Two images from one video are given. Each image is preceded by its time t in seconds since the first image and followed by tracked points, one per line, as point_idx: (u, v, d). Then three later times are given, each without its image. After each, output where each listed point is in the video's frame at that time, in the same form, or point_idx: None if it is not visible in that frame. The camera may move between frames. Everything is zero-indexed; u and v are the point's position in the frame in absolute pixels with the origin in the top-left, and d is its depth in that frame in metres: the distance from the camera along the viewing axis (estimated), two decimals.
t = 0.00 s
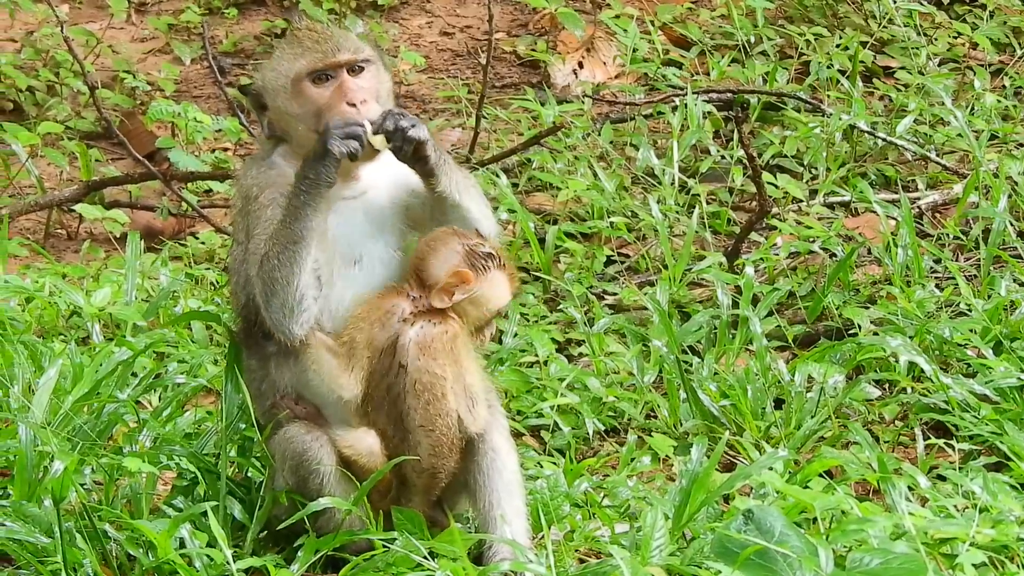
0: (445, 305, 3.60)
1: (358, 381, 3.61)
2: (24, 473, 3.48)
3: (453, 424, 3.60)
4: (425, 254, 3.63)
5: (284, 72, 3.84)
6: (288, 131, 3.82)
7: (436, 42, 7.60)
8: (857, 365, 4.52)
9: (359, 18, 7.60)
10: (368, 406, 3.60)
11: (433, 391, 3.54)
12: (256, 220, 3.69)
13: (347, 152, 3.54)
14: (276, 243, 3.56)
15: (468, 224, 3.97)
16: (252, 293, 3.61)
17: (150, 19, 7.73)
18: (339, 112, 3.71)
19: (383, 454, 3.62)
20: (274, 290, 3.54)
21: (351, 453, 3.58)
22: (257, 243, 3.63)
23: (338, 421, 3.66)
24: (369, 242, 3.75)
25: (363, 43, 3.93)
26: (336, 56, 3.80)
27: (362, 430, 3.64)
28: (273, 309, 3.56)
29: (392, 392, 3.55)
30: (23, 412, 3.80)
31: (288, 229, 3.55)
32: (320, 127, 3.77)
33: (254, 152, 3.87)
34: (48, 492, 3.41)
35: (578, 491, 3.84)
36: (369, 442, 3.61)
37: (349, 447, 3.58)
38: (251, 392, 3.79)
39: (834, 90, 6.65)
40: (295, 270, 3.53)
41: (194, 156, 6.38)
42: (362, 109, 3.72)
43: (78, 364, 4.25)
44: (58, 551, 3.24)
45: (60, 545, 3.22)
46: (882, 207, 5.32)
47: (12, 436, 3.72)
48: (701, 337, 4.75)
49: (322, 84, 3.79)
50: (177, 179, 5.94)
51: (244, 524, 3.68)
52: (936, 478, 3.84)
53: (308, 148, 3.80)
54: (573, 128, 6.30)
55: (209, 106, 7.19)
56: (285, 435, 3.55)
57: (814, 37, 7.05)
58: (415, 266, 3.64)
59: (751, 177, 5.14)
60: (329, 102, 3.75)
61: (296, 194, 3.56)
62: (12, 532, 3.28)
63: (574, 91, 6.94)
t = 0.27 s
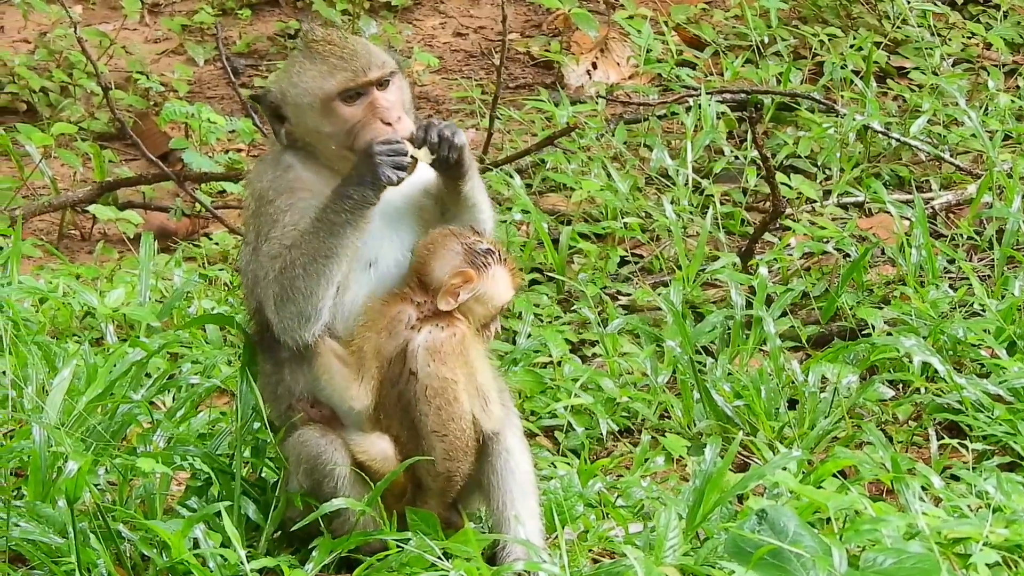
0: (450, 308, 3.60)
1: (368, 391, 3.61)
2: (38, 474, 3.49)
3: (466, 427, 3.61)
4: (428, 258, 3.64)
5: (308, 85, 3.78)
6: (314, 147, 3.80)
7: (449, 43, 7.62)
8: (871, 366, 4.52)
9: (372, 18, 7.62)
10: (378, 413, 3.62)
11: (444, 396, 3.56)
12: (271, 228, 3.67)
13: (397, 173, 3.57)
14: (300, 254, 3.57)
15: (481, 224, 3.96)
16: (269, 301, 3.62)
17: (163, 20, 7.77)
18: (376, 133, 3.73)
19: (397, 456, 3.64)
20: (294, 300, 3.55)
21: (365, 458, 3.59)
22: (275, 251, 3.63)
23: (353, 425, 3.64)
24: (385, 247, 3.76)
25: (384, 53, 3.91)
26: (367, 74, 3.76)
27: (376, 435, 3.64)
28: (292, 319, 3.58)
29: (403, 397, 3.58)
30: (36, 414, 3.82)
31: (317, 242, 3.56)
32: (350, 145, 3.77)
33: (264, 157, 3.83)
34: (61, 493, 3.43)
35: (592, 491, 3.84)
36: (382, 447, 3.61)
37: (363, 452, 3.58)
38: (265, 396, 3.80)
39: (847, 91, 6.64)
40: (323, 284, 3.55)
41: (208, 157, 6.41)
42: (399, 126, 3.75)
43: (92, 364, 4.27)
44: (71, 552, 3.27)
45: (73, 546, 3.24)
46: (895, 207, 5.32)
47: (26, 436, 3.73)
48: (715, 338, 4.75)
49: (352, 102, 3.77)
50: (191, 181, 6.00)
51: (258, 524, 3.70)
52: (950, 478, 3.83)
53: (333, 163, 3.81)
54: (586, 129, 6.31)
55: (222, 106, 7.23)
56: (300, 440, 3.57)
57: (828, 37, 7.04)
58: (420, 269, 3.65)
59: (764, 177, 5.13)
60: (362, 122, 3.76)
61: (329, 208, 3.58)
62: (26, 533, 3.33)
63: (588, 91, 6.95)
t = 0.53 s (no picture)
0: (457, 309, 3.60)
1: (378, 397, 3.63)
2: (48, 474, 3.47)
3: (478, 430, 3.62)
4: (433, 259, 3.66)
5: (326, 86, 3.79)
6: (329, 144, 3.80)
7: (460, 43, 7.63)
8: (882, 365, 4.52)
9: (382, 18, 7.64)
10: (389, 417, 3.64)
11: (456, 399, 3.56)
12: (282, 230, 3.69)
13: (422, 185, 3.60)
14: (313, 259, 3.59)
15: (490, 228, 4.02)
16: (280, 305, 3.64)
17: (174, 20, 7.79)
18: (396, 135, 3.78)
19: (408, 458, 3.65)
20: (305, 303, 3.57)
21: (376, 461, 3.59)
22: (287, 255, 3.65)
23: (363, 428, 3.65)
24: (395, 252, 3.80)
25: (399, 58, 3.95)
26: (387, 76, 3.80)
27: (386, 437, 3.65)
28: (302, 324, 3.59)
29: (414, 401, 3.59)
30: (46, 413, 3.81)
31: (331, 247, 3.59)
32: (368, 146, 3.80)
33: (275, 158, 3.84)
34: (72, 492, 3.44)
35: (602, 490, 3.85)
36: (392, 450, 3.63)
37: (374, 454, 3.59)
38: (275, 399, 3.81)
39: (858, 90, 6.64)
40: (336, 289, 3.58)
41: (218, 157, 6.44)
42: (417, 129, 3.81)
43: (103, 364, 4.29)
44: (82, 552, 3.29)
45: (84, 546, 3.25)
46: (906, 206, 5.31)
47: (37, 436, 3.74)
48: (725, 337, 4.75)
49: (371, 104, 3.79)
50: (201, 181, 6.02)
51: (269, 523, 3.71)
52: (961, 477, 3.83)
53: (348, 163, 3.83)
54: (597, 128, 6.31)
55: (233, 106, 7.26)
56: (311, 443, 3.58)
57: (838, 37, 7.04)
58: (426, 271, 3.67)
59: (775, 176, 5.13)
60: (382, 124, 3.78)
61: (344, 214, 3.61)
62: (36, 533, 3.36)
63: (598, 91, 6.95)
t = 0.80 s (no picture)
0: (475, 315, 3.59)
1: (396, 400, 3.63)
2: (59, 474, 3.47)
3: (495, 431, 3.65)
4: (445, 265, 3.60)
5: (341, 88, 3.80)
6: (338, 145, 3.78)
7: (470, 43, 7.64)
8: (892, 365, 4.51)
9: (392, 19, 7.66)
10: (406, 419, 3.67)
11: (476, 399, 3.60)
12: (302, 234, 3.59)
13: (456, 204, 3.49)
14: (346, 263, 3.47)
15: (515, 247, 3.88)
16: (309, 309, 3.53)
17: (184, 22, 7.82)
18: (405, 146, 3.77)
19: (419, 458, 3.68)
20: (337, 306, 3.46)
21: (387, 462, 3.60)
22: (313, 260, 3.54)
23: (374, 429, 3.64)
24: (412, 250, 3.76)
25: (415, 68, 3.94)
26: (403, 86, 3.80)
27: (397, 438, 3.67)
28: (334, 326, 3.49)
29: (433, 403, 3.65)
30: (58, 416, 3.82)
31: (365, 254, 3.46)
32: (377, 151, 3.77)
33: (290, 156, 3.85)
34: (82, 494, 3.46)
35: (613, 491, 3.84)
36: (404, 450, 3.64)
37: (385, 454, 3.60)
38: (286, 399, 3.82)
39: (867, 91, 6.63)
40: (369, 296, 3.45)
41: (228, 158, 6.45)
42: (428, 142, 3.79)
43: (113, 365, 4.30)
44: (93, 553, 3.30)
45: (94, 547, 3.27)
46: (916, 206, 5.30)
47: (47, 438, 3.75)
48: (735, 337, 4.75)
49: (384, 112, 3.79)
50: (211, 182, 6.04)
51: (279, 524, 3.72)
52: (972, 478, 3.83)
53: (355, 165, 3.78)
54: (607, 129, 6.31)
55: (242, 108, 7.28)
56: (324, 443, 3.58)
57: (848, 37, 7.03)
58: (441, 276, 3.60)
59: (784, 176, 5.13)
60: (393, 132, 3.77)
61: (380, 223, 3.50)
62: (47, 535, 3.36)
63: (608, 91, 6.95)
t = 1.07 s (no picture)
0: (463, 312, 3.59)
1: (407, 397, 3.64)
2: (70, 475, 3.48)
3: (507, 430, 3.64)
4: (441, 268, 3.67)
5: (354, 86, 3.79)
6: (350, 143, 3.79)
7: (480, 45, 7.65)
8: (902, 366, 4.51)
9: (402, 21, 7.67)
10: (420, 417, 3.65)
11: (484, 396, 3.58)
12: (325, 231, 3.71)
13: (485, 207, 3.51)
14: (382, 258, 3.62)
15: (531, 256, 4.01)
16: (340, 301, 3.66)
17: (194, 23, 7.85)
18: (418, 144, 3.74)
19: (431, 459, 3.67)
20: (369, 300, 3.59)
21: (399, 462, 3.62)
22: (344, 258, 3.69)
23: (386, 429, 3.66)
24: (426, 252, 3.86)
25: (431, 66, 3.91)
26: (417, 85, 3.78)
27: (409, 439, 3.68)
28: (365, 318, 3.62)
29: (442, 401, 3.62)
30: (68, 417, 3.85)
31: (400, 250, 3.60)
32: (389, 149, 3.77)
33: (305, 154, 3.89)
34: (93, 495, 3.47)
35: (623, 492, 3.84)
36: (416, 450, 3.64)
37: (397, 455, 3.62)
38: (300, 397, 3.82)
39: (878, 92, 6.62)
40: (402, 292, 3.57)
41: (239, 159, 6.47)
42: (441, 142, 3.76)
43: (124, 366, 4.31)
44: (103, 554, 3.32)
45: (105, 548, 3.28)
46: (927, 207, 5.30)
47: (57, 439, 3.77)
48: (745, 338, 4.75)
49: (398, 111, 3.78)
50: (222, 183, 6.07)
51: (289, 525, 3.73)
52: (982, 479, 3.83)
53: (366, 163, 3.80)
54: (617, 131, 6.32)
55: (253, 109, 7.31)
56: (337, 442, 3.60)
57: (858, 38, 7.03)
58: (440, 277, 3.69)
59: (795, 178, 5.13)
60: (406, 130, 3.75)
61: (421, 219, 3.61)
62: (58, 536, 3.36)
63: (618, 93, 6.95)
